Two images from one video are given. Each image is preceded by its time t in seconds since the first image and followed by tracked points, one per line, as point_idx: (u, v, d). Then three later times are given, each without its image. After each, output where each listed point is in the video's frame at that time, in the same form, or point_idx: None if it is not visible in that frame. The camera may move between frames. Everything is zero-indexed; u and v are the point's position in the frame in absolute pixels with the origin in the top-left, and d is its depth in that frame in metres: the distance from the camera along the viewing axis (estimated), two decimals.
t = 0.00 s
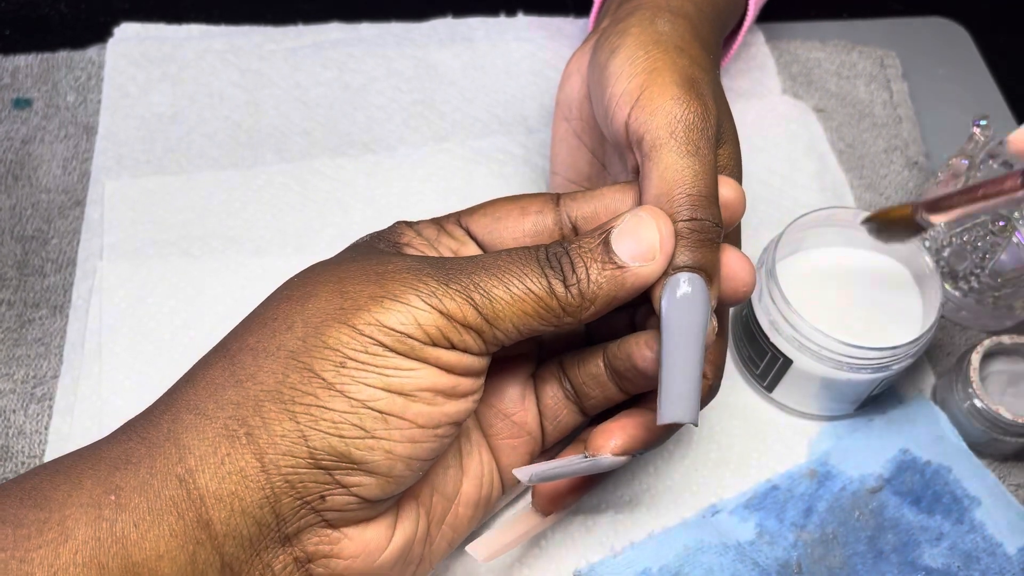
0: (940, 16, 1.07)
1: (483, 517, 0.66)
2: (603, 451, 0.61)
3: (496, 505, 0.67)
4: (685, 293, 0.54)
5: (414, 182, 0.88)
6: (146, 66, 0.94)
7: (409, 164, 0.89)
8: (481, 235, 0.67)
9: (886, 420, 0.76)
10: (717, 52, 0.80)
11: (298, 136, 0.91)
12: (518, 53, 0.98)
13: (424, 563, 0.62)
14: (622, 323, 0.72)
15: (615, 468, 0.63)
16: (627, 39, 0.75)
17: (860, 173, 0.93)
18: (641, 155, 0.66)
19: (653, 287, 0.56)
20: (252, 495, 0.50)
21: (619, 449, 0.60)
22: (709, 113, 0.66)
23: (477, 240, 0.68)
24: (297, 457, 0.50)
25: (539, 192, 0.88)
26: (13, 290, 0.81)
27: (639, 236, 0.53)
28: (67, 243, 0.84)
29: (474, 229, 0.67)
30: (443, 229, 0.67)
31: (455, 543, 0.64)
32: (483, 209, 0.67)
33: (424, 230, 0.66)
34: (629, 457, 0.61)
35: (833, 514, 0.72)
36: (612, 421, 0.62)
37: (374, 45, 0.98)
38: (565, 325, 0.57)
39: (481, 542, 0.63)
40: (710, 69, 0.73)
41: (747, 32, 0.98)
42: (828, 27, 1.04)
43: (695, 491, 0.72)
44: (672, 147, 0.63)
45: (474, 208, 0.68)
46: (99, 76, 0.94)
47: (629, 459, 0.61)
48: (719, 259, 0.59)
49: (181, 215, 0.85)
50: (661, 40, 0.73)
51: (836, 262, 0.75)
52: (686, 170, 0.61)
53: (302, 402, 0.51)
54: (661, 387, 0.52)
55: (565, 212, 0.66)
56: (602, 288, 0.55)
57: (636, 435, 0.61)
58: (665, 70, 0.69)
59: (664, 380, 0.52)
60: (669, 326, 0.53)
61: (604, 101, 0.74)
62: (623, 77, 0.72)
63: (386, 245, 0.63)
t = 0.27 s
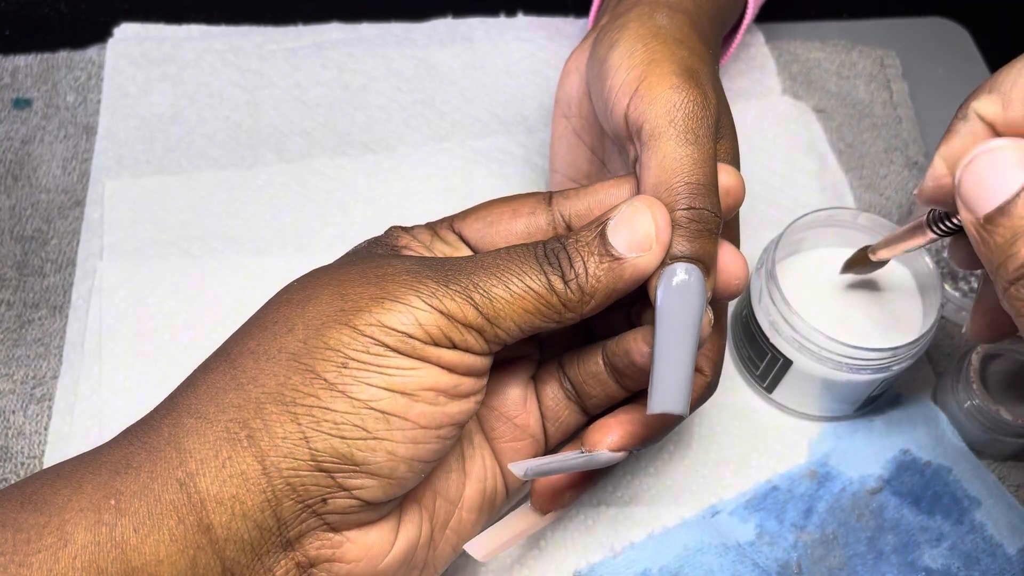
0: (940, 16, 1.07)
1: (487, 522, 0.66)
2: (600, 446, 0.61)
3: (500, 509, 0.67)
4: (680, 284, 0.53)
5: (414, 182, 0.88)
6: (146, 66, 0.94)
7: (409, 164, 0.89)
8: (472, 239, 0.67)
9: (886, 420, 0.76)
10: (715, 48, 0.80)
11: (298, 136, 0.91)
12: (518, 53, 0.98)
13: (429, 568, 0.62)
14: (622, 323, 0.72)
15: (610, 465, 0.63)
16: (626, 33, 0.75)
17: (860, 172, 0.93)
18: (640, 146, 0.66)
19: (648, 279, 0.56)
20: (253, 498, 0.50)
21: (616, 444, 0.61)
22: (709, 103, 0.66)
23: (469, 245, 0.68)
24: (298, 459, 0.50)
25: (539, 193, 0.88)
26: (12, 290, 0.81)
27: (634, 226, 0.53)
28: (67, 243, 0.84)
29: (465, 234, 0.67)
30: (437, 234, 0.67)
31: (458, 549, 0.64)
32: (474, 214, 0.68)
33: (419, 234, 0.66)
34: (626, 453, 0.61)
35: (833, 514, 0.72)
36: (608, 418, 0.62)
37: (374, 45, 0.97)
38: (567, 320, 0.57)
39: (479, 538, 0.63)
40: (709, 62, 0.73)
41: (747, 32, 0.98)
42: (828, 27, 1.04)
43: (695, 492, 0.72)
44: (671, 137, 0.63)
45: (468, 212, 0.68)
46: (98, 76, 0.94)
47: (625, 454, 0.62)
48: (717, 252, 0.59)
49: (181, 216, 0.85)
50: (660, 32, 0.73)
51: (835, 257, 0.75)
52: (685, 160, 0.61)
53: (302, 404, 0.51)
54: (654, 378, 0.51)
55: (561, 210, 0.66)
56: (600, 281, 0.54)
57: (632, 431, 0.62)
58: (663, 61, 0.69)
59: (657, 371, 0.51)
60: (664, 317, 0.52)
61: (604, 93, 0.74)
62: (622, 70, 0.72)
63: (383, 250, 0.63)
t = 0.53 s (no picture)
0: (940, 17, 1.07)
1: (488, 523, 0.66)
2: (599, 446, 0.61)
3: (501, 510, 0.67)
4: (682, 284, 0.52)
5: (414, 182, 0.88)
6: (146, 66, 0.94)
7: (409, 164, 0.89)
8: (474, 239, 0.67)
9: (886, 420, 0.76)
10: (716, 49, 0.80)
11: (298, 136, 0.91)
12: (518, 53, 0.98)
13: (429, 569, 0.62)
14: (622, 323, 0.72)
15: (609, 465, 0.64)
16: (627, 34, 0.75)
17: (860, 173, 0.93)
18: (643, 147, 0.66)
19: (650, 280, 0.56)
20: (253, 498, 0.50)
21: (616, 444, 0.61)
22: (711, 105, 0.66)
23: (470, 244, 0.68)
24: (298, 459, 0.50)
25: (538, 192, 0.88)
26: (13, 290, 0.81)
27: (639, 226, 0.53)
28: (67, 243, 0.84)
29: (467, 233, 0.67)
30: (438, 234, 0.66)
31: (459, 551, 0.64)
32: (476, 215, 0.68)
33: (420, 235, 0.66)
34: (626, 453, 0.62)
35: (833, 514, 0.72)
36: (608, 419, 0.62)
37: (374, 45, 0.97)
38: (567, 319, 0.57)
39: (479, 541, 0.64)
40: (711, 63, 0.73)
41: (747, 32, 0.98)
42: (828, 28, 1.04)
43: (695, 492, 0.72)
44: (674, 138, 0.63)
45: (469, 213, 0.68)
46: (99, 76, 0.94)
47: (625, 454, 0.62)
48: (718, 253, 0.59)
49: (181, 215, 0.85)
50: (662, 33, 0.73)
51: (836, 258, 0.75)
52: (688, 161, 0.61)
53: (301, 403, 0.51)
54: (654, 379, 0.51)
55: (561, 211, 0.66)
56: (603, 280, 0.54)
57: (632, 431, 0.62)
58: (665, 63, 0.69)
59: (658, 373, 0.51)
60: (666, 317, 0.52)
61: (605, 93, 0.74)
62: (624, 71, 0.72)
63: (384, 249, 0.63)
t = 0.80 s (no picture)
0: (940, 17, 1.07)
1: (488, 523, 0.66)
2: (599, 446, 0.61)
3: (501, 510, 0.67)
4: (682, 284, 0.53)
5: (414, 182, 0.88)
6: (146, 66, 0.94)
7: (409, 164, 0.89)
8: (475, 238, 0.67)
9: (886, 420, 0.76)
10: (716, 50, 0.80)
11: (298, 136, 0.91)
12: (518, 53, 0.98)
13: (430, 569, 0.62)
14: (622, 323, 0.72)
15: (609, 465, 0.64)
16: (629, 34, 0.74)
17: (860, 173, 0.93)
18: (644, 147, 0.66)
19: (650, 279, 0.56)
20: (252, 498, 0.50)
21: (615, 445, 0.61)
22: (712, 105, 0.66)
23: (471, 243, 0.68)
24: (297, 459, 0.50)
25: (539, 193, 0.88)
26: (12, 290, 0.81)
27: (641, 225, 0.53)
28: (67, 243, 0.84)
29: (469, 233, 0.67)
30: (439, 234, 0.66)
31: (460, 551, 0.64)
32: (478, 214, 0.68)
33: (421, 235, 0.66)
34: (626, 453, 0.62)
35: (833, 514, 0.72)
36: (608, 419, 0.62)
37: (374, 45, 0.97)
38: (567, 318, 0.57)
39: (479, 542, 0.63)
40: (712, 64, 0.73)
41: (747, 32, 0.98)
42: (828, 27, 1.04)
43: (695, 492, 0.72)
44: (676, 138, 0.63)
45: (470, 212, 0.68)
46: (99, 76, 0.94)
47: (625, 454, 0.62)
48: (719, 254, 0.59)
49: (181, 216, 0.85)
50: (664, 33, 0.73)
51: (836, 258, 0.75)
52: (689, 161, 0.61)
53: (300, 403, 0.51)
54: (653, 378, 0.51)
55: (561, 211, 0.66)
56: (604, 279, 0.54)
57: (632, 432, 0.62)
58: (666, 63, 0.70)
59: (656, 372, 0.51)
60: (665, 317, 0.52)
61: (606, 94, 0.74)
62: (625, 71, 0.72)
63: (384, 249, 0.63)
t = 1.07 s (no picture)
0: (940, 17, 1.07)
1: (488, 524, 0.66)
2: (599, 447, 0.61)
3: (501, 511, 0.67)
4: (682, 284, 0.53)
5: (414, 182, 0.88)
6: (146, 66, 0.94)
7: (408, 165, 0.89)
8: (475, 238, 0.67)
9: (886, 420, 0.76)
10: (717, 50, 0.80)
11: (298, 136, 0.91)
12: (518, 53, 0.98)
13: (430, 570, 0.62)
14: (621, 323, 0.72)
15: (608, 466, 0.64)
16: (629, 34, 0.74)
17: (860, 172, 0.93)
18: (644, 147, 0.66)
19: (650, 279, 0.56)
20: (253, 499, 0.50)
21: (615, 445, 0.61)
22: (712, 105, 0.66)
23: (472, 243, 0.67)
24: (297, 459, 0.50)
25: (539, 193, 0.88)
26: (12, 290, 0.81)
27: (642, 224, 0.53)
28: (67, 243, 0.84)
29: (469, 233, 0.67)
30: (439, 234, 0.67)
31: (460, 551, 0.64)
32: (479, 214, 0.68)
33: (421, 235, 0.66)
34: (625, 453, 0.62)
35: (833, 514, 0.72)
36: (607, 419, 0.62)
37: (374, 45, 0.97)
38: (566, 318, 0.57)
39: (480, 543, 0.63)
40: (712, 64, 0.73)
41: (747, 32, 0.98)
42: (828, 27, 1.04)
43: (695, 492, 0.72)
44: (676, 138, 0.63)
45: (471, 213, 0.68)
46: (99, 76, 0.94)
47: (625, 455, 0.62)
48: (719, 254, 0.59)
49: (181, 216, 0.85)
50: (665, 33, 0.73)
51: (836, 259, 0.75)
52: (689, 162, 0.61)
53: (300, 404, 0.51)
54: (651, 378, 0.51)
55: (561, 211, 0.66)
56: (604, 278, 0.54)
57: (632, 432, 0.62)
58: (667, 64, 0.70)
59: (655, 371, 0.51)
60: (665, 316, 0.52)
61: (607, 94, 0.74)
62: (626, 71, 0.72)
63: (383, 249, 0.63)
